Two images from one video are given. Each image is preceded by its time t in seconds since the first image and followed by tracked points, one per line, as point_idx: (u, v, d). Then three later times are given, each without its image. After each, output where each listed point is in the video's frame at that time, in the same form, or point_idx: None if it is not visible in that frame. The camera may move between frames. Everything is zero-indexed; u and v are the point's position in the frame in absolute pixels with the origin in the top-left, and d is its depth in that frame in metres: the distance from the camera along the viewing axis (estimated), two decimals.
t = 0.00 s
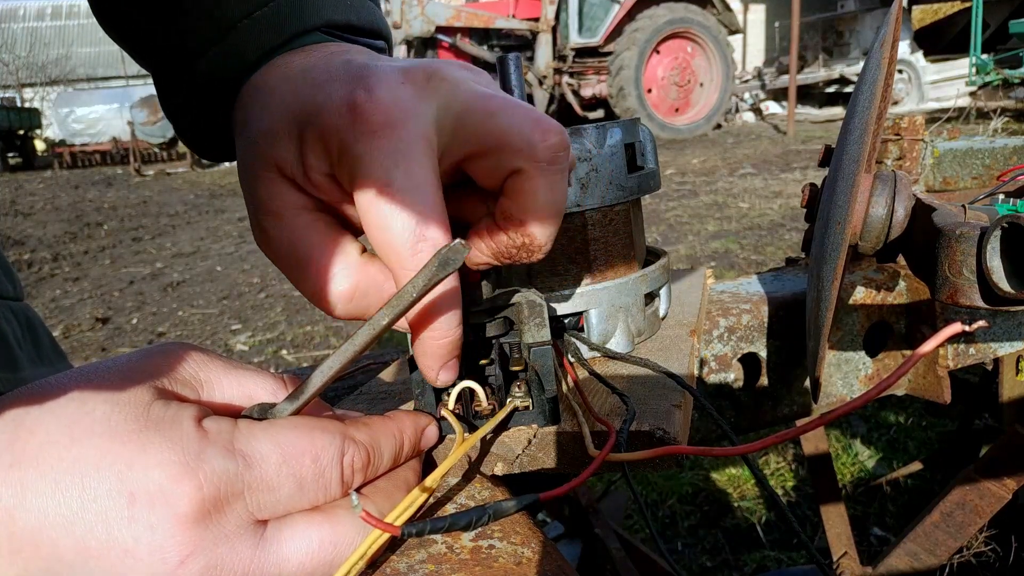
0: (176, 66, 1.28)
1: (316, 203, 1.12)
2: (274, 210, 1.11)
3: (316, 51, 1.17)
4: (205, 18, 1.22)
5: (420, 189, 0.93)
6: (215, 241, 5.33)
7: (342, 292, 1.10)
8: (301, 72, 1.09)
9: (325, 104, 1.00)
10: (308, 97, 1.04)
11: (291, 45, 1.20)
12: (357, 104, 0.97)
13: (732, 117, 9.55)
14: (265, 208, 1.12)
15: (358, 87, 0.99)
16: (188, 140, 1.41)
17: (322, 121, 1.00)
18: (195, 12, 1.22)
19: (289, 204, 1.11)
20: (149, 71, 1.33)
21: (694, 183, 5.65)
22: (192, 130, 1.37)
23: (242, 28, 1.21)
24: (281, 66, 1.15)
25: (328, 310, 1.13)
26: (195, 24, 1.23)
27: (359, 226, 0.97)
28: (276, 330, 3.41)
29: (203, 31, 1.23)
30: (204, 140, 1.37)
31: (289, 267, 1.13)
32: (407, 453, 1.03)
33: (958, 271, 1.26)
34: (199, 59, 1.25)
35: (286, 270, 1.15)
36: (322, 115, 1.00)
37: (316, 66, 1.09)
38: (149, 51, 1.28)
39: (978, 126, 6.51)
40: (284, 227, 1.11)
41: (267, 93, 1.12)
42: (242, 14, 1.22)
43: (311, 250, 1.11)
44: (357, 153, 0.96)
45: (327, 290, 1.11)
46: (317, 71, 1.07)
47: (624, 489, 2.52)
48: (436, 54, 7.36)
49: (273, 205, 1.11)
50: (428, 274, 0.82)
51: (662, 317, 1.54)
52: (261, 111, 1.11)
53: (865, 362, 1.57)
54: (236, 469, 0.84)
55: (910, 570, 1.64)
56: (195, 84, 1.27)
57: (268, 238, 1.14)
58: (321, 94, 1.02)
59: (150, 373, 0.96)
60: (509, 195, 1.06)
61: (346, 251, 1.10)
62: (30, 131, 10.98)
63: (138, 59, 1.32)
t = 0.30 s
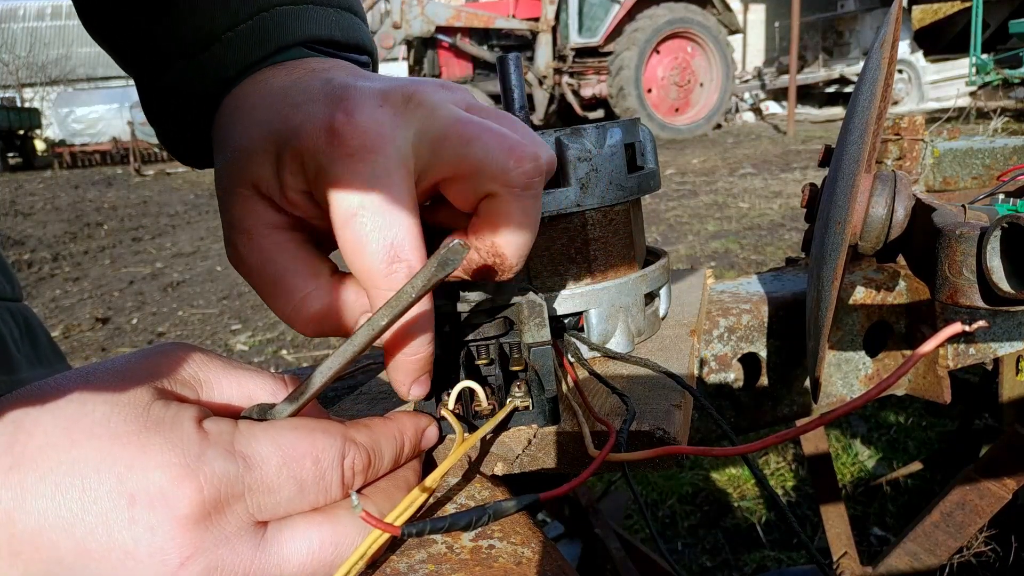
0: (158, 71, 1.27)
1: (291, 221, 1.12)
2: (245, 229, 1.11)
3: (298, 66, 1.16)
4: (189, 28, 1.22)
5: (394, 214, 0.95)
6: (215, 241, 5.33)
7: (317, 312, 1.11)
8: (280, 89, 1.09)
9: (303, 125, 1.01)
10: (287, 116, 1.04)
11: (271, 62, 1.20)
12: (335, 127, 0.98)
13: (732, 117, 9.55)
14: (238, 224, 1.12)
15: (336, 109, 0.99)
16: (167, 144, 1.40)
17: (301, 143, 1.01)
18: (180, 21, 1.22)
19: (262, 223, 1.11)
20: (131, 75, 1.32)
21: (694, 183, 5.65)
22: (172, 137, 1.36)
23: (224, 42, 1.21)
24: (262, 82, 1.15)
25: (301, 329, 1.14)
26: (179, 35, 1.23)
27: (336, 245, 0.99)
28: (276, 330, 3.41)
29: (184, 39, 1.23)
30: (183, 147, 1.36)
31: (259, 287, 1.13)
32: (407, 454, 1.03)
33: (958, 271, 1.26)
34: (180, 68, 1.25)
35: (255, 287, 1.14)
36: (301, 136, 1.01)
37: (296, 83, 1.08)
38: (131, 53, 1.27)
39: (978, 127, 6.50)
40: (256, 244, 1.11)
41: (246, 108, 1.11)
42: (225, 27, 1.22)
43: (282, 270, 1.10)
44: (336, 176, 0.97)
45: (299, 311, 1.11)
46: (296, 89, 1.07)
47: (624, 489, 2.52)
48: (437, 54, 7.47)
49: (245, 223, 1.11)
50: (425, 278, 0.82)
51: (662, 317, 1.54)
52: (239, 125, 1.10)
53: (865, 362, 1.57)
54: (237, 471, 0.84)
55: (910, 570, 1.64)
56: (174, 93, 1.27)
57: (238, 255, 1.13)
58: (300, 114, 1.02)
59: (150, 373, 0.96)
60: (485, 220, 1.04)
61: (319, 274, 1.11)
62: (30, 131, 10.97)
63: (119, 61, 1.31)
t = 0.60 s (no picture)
0: (142, 84, 1.26)
1: (298, 246, 1.11)
2: (251, 255, 1.10)
3: (286, 86, 1.15)
4: (172, 40, 1.21)
5: (405, 242, 0.96)
6: (215, 241, 5.33)
7: (334, 334, 1.11)
8: (272, 114, 1.07)
9: (303, 153, 1.00)
10: (284, 145, 1.02)
11: (256, 78, 1.20)
12: (337, 157, 0.97)
13: (732, 117, 9.54)
14: (242, 253, 1.11)
15: (336, 137, 0.98)
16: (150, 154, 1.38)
17: (303, 173, 1.00)
18: (164, 33, 1.21)
19: (268, 249, 1.10)
20: (114, 83, 1.31)
21: (694, 183, 5.65)
22: (154, 146, 1.34)
23: (208, 56, 1.20)
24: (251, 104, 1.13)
25: (317, 350, 1.15)
26: (162, 47, 1.22)
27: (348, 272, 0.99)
28: (276, 330, 3.42)
29: (168, 53, 1.22)
30: (168, 159, 1.35)
31: (272, 311, 1.12)
32: (407, 455, 1.03)
33: (958, 271, 1.26)
34: (164, 82, 1.24)
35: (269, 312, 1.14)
36: (302, 165, 0.99)
37: (287, 107, 1.07)
38: (115, 61, 1.26)
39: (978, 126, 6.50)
40: (264, 271, 1.10)
41: (239, 132, 1.10)
42: (209, 40, 1.21)
43: (296, 294, 1.10)
44: (343, 207, 0.96)
45: (318, 334, 1.12)
46: (289, 114, 1.05)
47: (624, 489, 2.51)
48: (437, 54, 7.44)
49: (250, 249, 1.10)
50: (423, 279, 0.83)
51: (662, 317, 1.54)
52: (233, 152, 1.08)
53: (865, 362, 1.56)
54: (236, 472, 0.84)
55: (911, 570, 1.64)
56: (159, 107, 1.26)
57: (248, 281, 1.12)
58: (297, 143, 1.01)
59: (152, 374, 0.96)
60: (495, 238, 1.05)
61: (333, 297, 1.11)
62: (30, 131, 10.97)
63: (104, 67, 1.30)
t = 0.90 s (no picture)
0: (143, 83, 1.26)
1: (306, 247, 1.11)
2: (259, 257, 1.10)
3: (291, 88, 1.15)
4: (174, 39, 1.21)
5: (416, 246, 0.95)
6: (215, 241, 5.33)
7: (343, 334, 1.11)
8: (280, 117, 1.07)
9: (314, 158, 0.99)
10: (294, 148, 1.02)
11: (257, 77, 1.20)
12: (350, 162, 0.97)
13: (732, 117, 9.54)
14: (250, 255, 1.10)
15: (348, 142, 0.98)
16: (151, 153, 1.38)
17: (313, 177, 1.00)
18: (166, 32, 1.21)
19: (276, 250, 1.09)
20: (115, 82, 1.30)
21: (694, 183, 5.65)
22: (155, 144, 1.34)
23: (209, 55, 1.20)
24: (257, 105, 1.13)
25: (325, 351, 1.15)
26: (164, 45, 1.22)
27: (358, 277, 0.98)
28: (277, 330, 3.42)
29: (169, 51, 1.22)
30: (169, 158, 1.35)
31: (279, 312, 1.12)
32: (408, 455, 1.03)
33: (958, 271, 1.26)
34: (165, 80, 1.24)
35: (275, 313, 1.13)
36: (314, 169, 0.99)
37: (295, 110, 1.07)
38: (117, 59, 1.26)
39: (978, 126, 6.50)
40: (272, 274, 1.10)
41: (246, 133, 1.09)
42: (211, 38, 1.21)
43: (305, 295, 1.10)
44: (354, 212, 0.96)
45: (326, 333, 1.11)
46: (297, 117, 1.05)
47: (624, 489, 2.51)
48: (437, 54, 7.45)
49: (258, 251, 1.09)
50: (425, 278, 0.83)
51: (662, 317, 1.54)
52: (240, 154, 1.08)
53: (865, 362, 1.56)
54: (237, 472, 0.84)
55: (911, 570, 1.64)
56: (159, 105, 1.26)
57: (255, 283, 1.12)
58: (308, 147, 1.01)
59: (153, 373, 0.95)
60: (505, 244, 1.05)
61: (341, 298, 1.10)
62: (30, 131, 10.96)
63: (106, 66, 1.30)
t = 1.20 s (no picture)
0: (149, 77, 1.26)
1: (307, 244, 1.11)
2: (260, 254, 1.10)
3: (299, 81, 1.15)
4: (180, 31, 1.21)
5: (416, 249, 0.95)
6: (215, 241, 5.33)
7: (341, 332, 1.11)
8: (287, 112, 1.07)
9: (319, 155, 0.99)
10: (299, 144, 1.02)
11: (264, 69, 1.20)
12: (353, 160, 0.97)
13: (732, 117, 9.54)
14: (252, 251, 1.10)
15: (352, 141, 0.98)
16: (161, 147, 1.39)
17: (316, 176, 1.00)
18: (172, 24, 1.21)
19: (278, 246, 1.09)
20: (123, 79, 1.31)
21: (694, 183, 5.65)
22: (163, 139, 1.34)
23: (215, 47, 1.20)
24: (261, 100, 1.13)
25: (323, 348, 1.14)
26: (170, 38, 1.22)
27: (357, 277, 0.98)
28: (277, 330, 3.42)
29: (175, 43, 1.22)
30: (176, 152, 1.35)
31: (279, 306, 1.12)
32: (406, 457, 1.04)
33: (958, 271, 1.26)
34: (171, 74, 1.24)
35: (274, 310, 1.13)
36: (317, 166, 0.99)
37: (302, 105, 1.07)
38: (126, 54, 1.26)
39: (978, 126, 6.50)
40: (274, 268, 1.10)
41: (252, 127, 1.09)
42: (217, 30, 1.21)
43: (305, 292, 1.10)
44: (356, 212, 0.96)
45: (326, 331, 1.11)
46: (304, 112, 1.05)
47: (624, 489, 2.51)
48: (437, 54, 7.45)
49: (258, 248, 1.09)
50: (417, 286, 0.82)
51: (662, 317, 1.54)
52: (246, 147, 1.08)
53: (865, 362, 1.56)
54: (229, 480, 0.83)
55: (911, 570, 1.64)
56: (166, 99, 1.26)
57: (257, 277, 1.12)
58: (313, 143, 1.01)
59: (147, 374, 0.96)
60: (505, 249, 1.05)
61: (341, 295, 1.10)
62: (30, 130, 10.95)
63: (115, 63, 1.30)
